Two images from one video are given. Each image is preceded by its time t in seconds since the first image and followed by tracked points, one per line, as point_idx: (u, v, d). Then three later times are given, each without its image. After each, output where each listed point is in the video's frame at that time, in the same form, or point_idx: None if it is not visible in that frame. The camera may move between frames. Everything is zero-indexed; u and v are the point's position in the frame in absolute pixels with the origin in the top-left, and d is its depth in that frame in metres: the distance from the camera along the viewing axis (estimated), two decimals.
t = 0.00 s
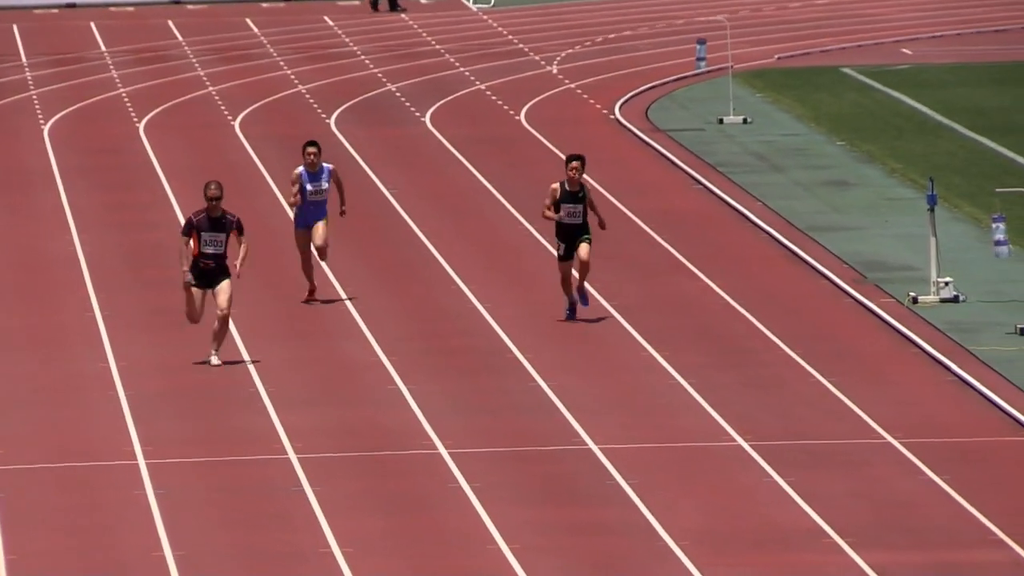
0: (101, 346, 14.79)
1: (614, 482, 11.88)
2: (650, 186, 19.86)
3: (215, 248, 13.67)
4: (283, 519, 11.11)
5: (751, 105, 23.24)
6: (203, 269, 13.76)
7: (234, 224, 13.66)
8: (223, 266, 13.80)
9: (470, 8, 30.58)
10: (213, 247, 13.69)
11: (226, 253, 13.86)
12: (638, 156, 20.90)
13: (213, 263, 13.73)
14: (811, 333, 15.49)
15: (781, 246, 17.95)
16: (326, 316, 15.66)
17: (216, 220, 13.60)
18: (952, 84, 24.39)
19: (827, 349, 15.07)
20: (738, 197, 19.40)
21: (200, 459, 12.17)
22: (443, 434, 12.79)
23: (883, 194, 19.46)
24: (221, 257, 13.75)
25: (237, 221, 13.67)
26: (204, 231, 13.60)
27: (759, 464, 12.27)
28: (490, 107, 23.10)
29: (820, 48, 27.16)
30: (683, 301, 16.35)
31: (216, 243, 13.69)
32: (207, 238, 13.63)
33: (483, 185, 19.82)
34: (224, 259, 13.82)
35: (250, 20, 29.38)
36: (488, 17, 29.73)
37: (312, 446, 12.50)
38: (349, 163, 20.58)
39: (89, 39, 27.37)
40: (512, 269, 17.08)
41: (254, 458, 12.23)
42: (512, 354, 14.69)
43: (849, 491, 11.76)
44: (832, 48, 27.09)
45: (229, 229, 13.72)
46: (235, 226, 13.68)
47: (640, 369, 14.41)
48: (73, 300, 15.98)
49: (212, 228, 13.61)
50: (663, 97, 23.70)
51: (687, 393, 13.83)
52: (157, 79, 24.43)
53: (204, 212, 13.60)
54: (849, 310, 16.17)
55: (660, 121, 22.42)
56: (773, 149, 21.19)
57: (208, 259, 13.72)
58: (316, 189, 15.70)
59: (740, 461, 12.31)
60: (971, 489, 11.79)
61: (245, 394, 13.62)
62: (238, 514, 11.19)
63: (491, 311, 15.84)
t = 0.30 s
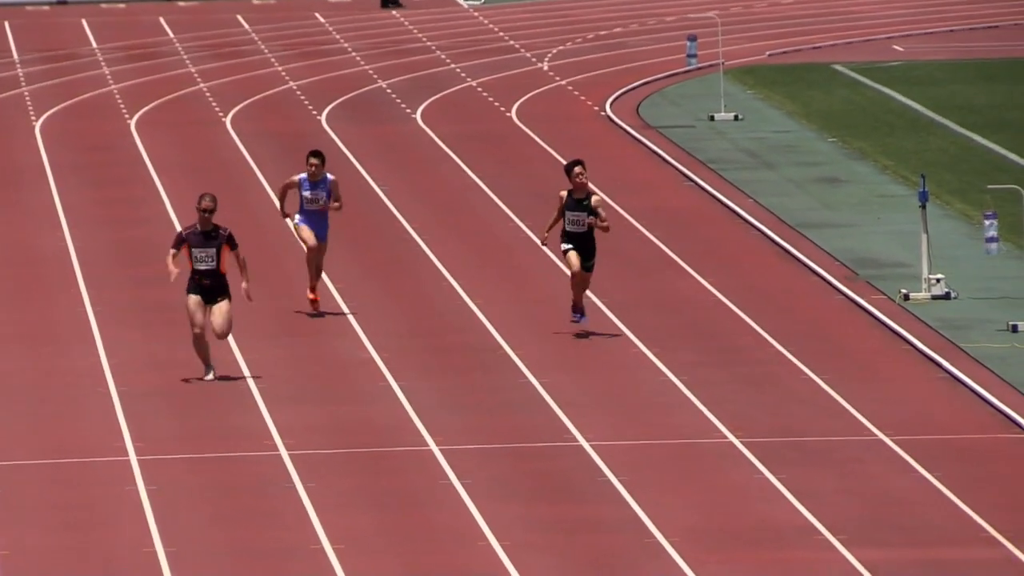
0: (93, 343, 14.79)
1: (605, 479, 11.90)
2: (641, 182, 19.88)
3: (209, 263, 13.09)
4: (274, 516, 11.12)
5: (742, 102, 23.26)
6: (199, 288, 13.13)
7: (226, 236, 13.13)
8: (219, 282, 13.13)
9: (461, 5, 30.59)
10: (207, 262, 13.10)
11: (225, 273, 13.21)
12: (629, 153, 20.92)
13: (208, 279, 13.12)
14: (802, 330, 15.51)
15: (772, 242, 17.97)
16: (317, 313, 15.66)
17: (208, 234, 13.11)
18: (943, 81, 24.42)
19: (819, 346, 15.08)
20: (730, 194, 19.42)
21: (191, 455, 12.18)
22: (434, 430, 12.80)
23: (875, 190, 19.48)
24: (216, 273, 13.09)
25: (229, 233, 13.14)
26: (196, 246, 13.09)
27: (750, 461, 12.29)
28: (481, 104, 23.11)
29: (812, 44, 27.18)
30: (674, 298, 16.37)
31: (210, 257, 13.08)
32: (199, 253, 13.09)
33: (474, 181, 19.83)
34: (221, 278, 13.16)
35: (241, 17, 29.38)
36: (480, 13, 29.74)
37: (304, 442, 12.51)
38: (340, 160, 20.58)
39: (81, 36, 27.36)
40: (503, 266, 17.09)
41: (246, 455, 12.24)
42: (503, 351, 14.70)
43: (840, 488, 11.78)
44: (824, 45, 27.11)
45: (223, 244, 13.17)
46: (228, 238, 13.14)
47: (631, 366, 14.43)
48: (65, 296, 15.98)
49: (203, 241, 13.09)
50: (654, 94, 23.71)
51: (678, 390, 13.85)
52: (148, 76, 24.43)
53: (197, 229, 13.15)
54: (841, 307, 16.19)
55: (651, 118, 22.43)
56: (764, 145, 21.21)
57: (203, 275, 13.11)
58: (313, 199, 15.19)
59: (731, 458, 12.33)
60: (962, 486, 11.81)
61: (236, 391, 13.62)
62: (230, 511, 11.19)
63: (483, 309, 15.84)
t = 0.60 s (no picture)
0: (86, 340, 14.78)
1: (598, 476, 11.91)
2: (634, 180, 19.89)
3: (210, 277, 12.56)
4: (268, 513, 11.13)
5: (735, 100, 23.27)
6: (196, 302, 12.61)
7: (230, 250, 12.59)
8: (219, 298, 12.62)
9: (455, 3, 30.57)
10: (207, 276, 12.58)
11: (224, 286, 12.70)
12: (621, 151, 20.92)
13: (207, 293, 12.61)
14: (795, 328, 15.53)
15: (766, 239, 17.98)
16: (311, 310, 15.64)
17: (210, 246, 12.54)
18: (936, 79, 24.43)
19: (812, 343, 15.10)
20: (723, 191, 19.43)
21: (184, 452, 12.19)
22: (427, 427, 12.82)
23: (868, 188, 19.50)
24: (216, 288, 12.59)
25: (232, 246, 12.60)
26: (197, 258, 12.53)
27: (743, 458, 12.30)
28: (475, 102, 23.10)
29: (805, 42, 27.19)
30: (667, 296, 16.38)
31: (210, 272, 12.56)
32: (200, 266, 12.54)
33: (467, 179, 19.83)
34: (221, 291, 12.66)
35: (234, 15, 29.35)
36: (473, 11, 29.73)
37: (298, 439, 12.52)
38: (333, 158, 20.57)
39: (74, 34, 27.34)
40: (496, 264, 17.08)
41: (239, 452, 12.23)
42: (496, 349, 14.70)
43: (834, 486, 11.80)
44: (817, 43, 27.12)
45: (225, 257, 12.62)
46: (231, 252, 12.59)
47: (624, 364, 14.43)
48: (58, 294, 15.96)
49: (205, 254, 12.53)
50: (648, 92, 23.71)
51: (672, 388, 13.85)
52: (142, 74, 24.41)
53: (199, 239, 12.58)
54: (833, 304, 16.21)
55: (644, 115, 22.45)
56: (757, 143, 21.22)
57: (202, 288, 12.60)
58: (322, 208, 14.65)
59: (724, 456, 12.34)
60: (955, 484, 11.83)
61: (229, 389, 13.61)
62: (223, 508, 11.19)
63: (476, 307, 15.84)
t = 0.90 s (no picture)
0: (80, 337, 14.77)
1: (592, 473, 11.91)
2: (627, 177, 19.89)
3: (212, 289, 12.07)
4: (262, 510, 11.12)
5: (729, 96, 23.27)
6: (199, 316, 12.10)
7: (227, 259, 12.11)
8: (222, 309, 12.13)
9: None
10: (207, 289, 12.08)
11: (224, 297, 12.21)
12: (614, 148, 20.93)
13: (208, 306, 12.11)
14: (789, 324, 15.53)
15: (759, 236, 17.98)
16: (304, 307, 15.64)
17: (207, 258, 12.04)
18: (929, 75, 24.45)
19: (806, 339, 15.11)
20: (717, 188, 19.42)
21: (178, 448, 12.18)
22: (420, 424, 12.81)
23: (862, 184, 19.50)
24: (219, 299, 12.10)
25: (229, 255, 12.12)
26: (196, 271, 12.02)
27: (736, 455, 12.31)
28: (468, 98, 23.10)
29: (799, 38, 27.19)
30: (660, 292, 16.38)
31: (213, 282, 12.06)
32: (200, 279, 12.05)
33: (460, 176, 19.83)
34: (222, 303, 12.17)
35: (228, 11, 29.36)
36: (466, 8, 29.73)
37: (292, 436, 12.52)
38: (325, 154, 20.57)
39: (68, 30, 27.34)
40: (489, 261, 17.07)
41: (234, 449, 12.22)
42: (489, 346, 14.70)
43: (827, 483, 11.80)
44: (811, 39, 27.12)
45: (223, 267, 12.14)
46: (229, 261, 12.11)
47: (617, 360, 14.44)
48: (51, 291, 15.95)
49: (204, 266, 12.03)
50: (641, 89, 23.71)
51: (665, 384, 13.86)
52: (135, 70, 24.40)
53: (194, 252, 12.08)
54: (827, 301, 16.21)
55: (637, 112, 22.44)
56: (751, 139, 21.23)
57: (204, 302, 12.09)
58: (318, 224, 13.87)
59: (717, 453, 12.35)
60: (947, 481, 11.83)
61: (224, 386, 13.60)
62: (217, 505, 11.19)
63: (469, 303, 15.83)
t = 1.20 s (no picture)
0: (71, 334, 14.75)
1: (582, 469, 11.92)
2: (618, 172, 19.89)
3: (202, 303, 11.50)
4: (254, 507, 11.12)
5: (719, 92, 23.28)
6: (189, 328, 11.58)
7: (224, 275, 11.47)
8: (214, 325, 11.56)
9: None
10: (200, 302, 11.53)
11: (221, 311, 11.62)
12: (604, 144, 20.93)
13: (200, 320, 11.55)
14: (780, 321, 15.55)
15: (750, 232, 17.99)
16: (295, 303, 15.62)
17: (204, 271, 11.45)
18: (919, 71, 24.48)
19: (797, 336, 15.12)
20: (708, 184, 19.43)
21: (167, 446, 12.17)
22: (412, 422, 12.82)
23: (852, 181, 19.52)
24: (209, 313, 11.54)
25: (227, 272, 11.48)
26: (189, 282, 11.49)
27: (727, 452, 12.32)
28: (459, 94, 23.10)
29: (790, 34, 27.22)
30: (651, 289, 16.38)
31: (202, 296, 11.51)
32: (191, 291, 11.50)
33: (451, 172, 19.82)
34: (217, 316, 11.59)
35: (220, 8, 29.34)
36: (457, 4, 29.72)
37: (283, 435, 12.53)
38: (316, 150, 20.56)
39: (61, 27, 27.31)
40: (480, 257, 17.07)
41: (226, 446, 12.22)
42: (481, 343, 14.70)
43: (818, 479, 11.81)
44: (801, 35, 27.15)
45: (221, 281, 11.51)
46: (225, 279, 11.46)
47: (608, 356, 14.44)
48: (42, 288, 15.94)
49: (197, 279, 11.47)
50: (632, 85, 23.72)
51: (657, 381, 13.87)
52: (127, 67, 24.38)
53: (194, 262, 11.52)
54: (818, 297, 16.23)
55: (628, 108, 22.45)
56: (741, 135, 21.24)
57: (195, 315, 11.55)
58: (327, 238, 13.53)
59: (709, 450, 12.36)
60: (938, 478, 11.84)
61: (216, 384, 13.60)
62: (209, 502, 11.18)
63: (460, 300, 15.83)
